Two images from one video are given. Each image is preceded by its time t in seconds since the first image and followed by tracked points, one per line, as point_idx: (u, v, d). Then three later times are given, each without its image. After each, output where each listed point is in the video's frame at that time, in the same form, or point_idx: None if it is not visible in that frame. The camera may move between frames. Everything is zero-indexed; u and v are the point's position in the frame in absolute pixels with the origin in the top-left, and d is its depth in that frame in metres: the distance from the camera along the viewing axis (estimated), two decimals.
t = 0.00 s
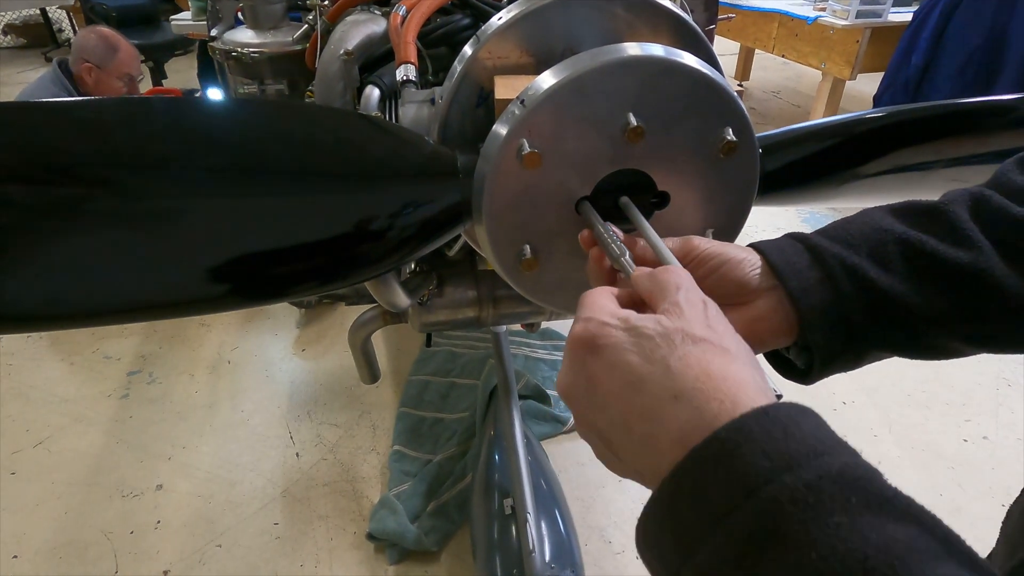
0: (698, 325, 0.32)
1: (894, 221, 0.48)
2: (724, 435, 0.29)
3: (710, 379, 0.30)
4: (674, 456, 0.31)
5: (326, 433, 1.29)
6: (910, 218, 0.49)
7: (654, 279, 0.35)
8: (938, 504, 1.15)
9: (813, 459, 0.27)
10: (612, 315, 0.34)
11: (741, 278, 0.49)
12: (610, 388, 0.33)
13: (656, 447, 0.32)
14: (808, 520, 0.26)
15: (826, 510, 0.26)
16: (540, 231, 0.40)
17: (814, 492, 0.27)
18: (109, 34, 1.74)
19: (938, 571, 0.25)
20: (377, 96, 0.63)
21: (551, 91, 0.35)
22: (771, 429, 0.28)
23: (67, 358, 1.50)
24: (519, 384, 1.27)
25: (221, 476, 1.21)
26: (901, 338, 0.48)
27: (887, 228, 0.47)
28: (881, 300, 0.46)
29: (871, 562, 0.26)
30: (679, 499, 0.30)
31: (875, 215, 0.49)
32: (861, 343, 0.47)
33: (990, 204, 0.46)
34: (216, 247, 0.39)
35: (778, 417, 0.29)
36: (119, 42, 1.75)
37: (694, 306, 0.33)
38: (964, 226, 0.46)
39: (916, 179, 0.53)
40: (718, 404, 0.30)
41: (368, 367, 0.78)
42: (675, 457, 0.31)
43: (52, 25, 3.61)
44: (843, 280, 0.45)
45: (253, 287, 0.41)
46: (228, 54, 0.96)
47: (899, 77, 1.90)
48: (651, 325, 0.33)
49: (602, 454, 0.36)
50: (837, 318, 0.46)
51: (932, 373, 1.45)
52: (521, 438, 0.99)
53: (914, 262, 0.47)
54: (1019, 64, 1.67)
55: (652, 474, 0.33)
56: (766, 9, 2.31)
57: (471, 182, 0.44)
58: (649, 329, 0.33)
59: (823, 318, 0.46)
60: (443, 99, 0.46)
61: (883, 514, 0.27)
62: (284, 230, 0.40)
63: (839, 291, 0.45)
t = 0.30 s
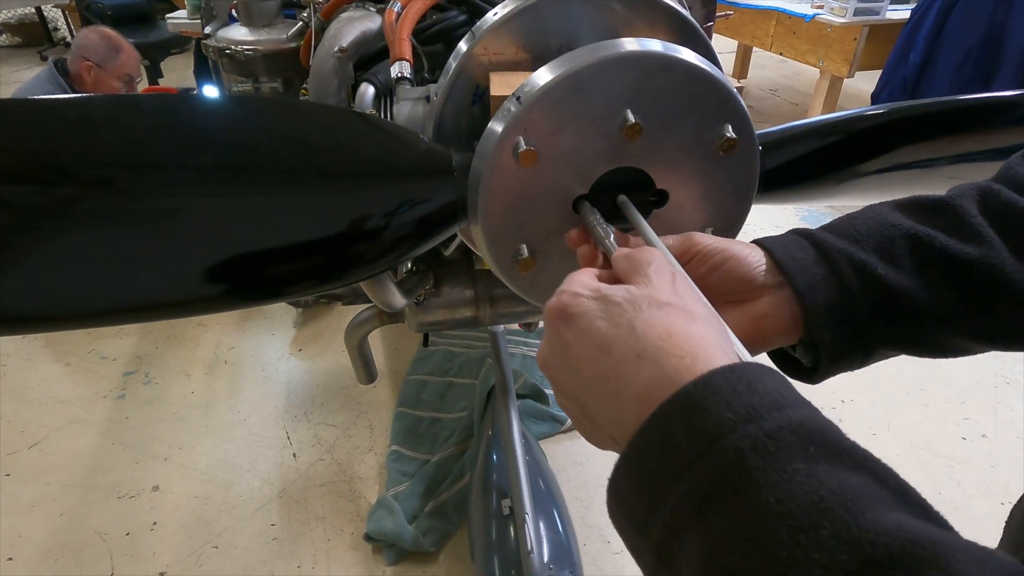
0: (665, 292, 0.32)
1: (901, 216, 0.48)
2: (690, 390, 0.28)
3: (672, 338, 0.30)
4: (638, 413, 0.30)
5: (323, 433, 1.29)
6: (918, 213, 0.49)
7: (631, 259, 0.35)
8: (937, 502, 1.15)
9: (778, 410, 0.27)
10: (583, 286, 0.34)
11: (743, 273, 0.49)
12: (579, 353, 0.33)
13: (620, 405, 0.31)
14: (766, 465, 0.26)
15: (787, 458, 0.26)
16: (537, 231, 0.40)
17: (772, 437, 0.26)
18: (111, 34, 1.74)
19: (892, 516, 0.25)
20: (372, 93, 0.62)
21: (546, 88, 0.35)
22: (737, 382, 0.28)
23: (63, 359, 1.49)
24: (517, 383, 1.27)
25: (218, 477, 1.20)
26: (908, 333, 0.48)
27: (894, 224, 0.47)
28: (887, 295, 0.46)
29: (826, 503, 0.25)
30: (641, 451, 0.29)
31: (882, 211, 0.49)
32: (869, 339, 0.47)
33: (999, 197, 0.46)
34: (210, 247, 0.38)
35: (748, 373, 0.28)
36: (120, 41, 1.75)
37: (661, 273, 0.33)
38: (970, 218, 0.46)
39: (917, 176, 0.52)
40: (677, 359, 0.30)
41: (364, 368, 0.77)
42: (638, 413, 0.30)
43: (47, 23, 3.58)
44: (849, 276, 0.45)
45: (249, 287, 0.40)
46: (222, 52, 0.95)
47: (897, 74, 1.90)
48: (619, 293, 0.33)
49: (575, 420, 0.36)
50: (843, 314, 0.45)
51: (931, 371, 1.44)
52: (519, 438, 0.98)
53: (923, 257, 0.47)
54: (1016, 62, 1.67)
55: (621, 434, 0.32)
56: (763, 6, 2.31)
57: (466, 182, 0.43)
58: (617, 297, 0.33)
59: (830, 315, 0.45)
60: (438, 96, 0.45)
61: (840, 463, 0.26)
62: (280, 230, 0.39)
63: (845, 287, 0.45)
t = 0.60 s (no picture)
0: (649, 280, 0.31)
1: (928, 217, 0.46)
2: (686, 383, 0.26)
3: (655, 326, 0.29)
4: (620, 404, 0.29)
5: (317, 437, 1.27)
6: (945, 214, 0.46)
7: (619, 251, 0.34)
8: (938, 504, 1.14)
9: (775, 407, 0.25)
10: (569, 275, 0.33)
11: (762, 282, 0.49)
12: (560, 342, 0.32)
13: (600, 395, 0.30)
14: (762, 465, 0.24)
15: (786, 457, 0.24)
16: (537, 236, 0.38)
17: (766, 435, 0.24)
18: (101, 32, 1.72)
19: (894, 524, 0.23)
20: (363, 91, 0.60)
21: (545, 84, 0.33)
22: (734, 377, 0.26)
23: (52, 363, 1.47)
24: (514, 386, 1.25)
25: (211, 482, 1.18)
26: (932, 339, 0.46)
27: (920, 226, 0.45)
28: (912, 301, 0.44)
29: (829, 506, 0.23)
30: (629, 446, 0.27)
31: (907, 210, 0.46)
32: (892, 345, 0.46)
33: None
34: (198, 252, 0.36)
35: (748, 370, 0.26)
36: (111, 40, 1.72)
37: (648, 263, 0.32)
38: (1002, 221, 0.44)
39: (931, 176, 0.50)
40: (660, 347, 0.28)
41: (359, 372, 0.76)
42: (621, 404, 0.29)
43: (38, 23, 3.55)
44: (874, 282, 0.43)
45: (242, 292, 0.39)
46: (208, 49, 0.93)
47: (894, 72, 1.89)
48: (604, 282, 0.32)
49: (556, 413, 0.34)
50: (866, 322, 0.44)
51: (930, 371, 1.44)
52: (516, 442, 0.96)
53: (951, 261, 0.45)
54: (1015, 59, 1.66)
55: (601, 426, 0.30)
56: (760, 4, 2.30)
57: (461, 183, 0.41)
58: (601, 285, 0.31)
59: (853, 323, 0.44)
60: (431, 94, 0.44)
61: (844, 468, 0.24)
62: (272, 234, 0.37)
63: (870, 294, 0.43)
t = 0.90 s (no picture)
0: (666, 268, 0.29)
1: (926, 231, 0.44)
2: (716, 370, 0.24)
3: (678, 308, 0.27)
4: (631, 384, 0.26)
5: (308, 444, 1.25)
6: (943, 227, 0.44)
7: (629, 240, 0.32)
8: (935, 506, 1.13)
9: (812, 406, 0.23)
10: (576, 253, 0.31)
11: (751, 298, 0.44)
12: (562, 318, 0.29)
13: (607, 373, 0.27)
14: (802, 465, 0.21)
15: (828, 460, 0.21)
16: (526, 245, 0.36)
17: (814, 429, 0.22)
18: (85, 34, 1.69)
19: (956, 542, 0.20)
20: (344, 92, 0.59)
21: (531, 85, 0.31)
22: (771, 371, 0.24)
23: (37, 370, 1.44)
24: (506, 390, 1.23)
25: (199, 491, 1.16)
26: (931, 360, 0.43)
27: (921, 240, 0.43)
28: (912, 319, 0.41)
29: (881, 516, 0.20)
30: (651, 430, 0.24)
31: (905, 224, 0.44)
32: (893, 368, 0.42)
33: None
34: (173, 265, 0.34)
35: (782, 364, 0.24)
36: (97, 43, 1.70)
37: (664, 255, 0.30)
38: (1008, 232, 0.42)
39: (940, 179, 0.45)
40: (684, 328, 0.26)
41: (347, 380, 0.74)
42: (631, 386, 0.26)
43: (23, 24, 3.51)
44: (874, 298, 0.40)
45: (225, 305, 0.36)
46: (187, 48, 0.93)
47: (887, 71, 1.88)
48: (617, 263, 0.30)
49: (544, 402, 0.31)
50: (867, 342, 0.40)
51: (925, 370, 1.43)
52: (509, 448, 0.94)
53: (952, 277, 0.42)
54: (1007, 58, 1.66)
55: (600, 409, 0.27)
56: (752, 3, 2.29)
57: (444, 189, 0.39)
58: (614, 264, 0.29)
59: (854, 344, 0.40)
60: (412, 95, 0.42)
61: (889, 474, 0.22)
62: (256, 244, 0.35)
63: (871, 312, 0.40)
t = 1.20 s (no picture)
0: (647, 281, 0.29)
1: (924, 237, 0.44)
2: (705, 404, 0.24)
3: (658, 330, 0.26)
4: (611, 416, 0.26)
5: (296, 449, 1.23)
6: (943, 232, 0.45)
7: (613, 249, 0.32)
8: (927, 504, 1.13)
9: (810, 442, 0.23)
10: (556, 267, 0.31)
11: (750, 309, 0.47)
12: (539, 342, 0.29)
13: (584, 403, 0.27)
14: (801, 509, 0.21)
15: (831, 503, 0.21)
16: (509, 252, 0.35)
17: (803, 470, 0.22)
18: (61, 33, 1.66)
19: None
20: (324, 92, 0.58)
21: (511, 83, 0.30)
22: (759, 402, 0.24)
23: (18, 376, 1.42)
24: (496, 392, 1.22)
25: (185, 498, 1.14)
26: (930, 369, 0.44)
27: (919, 247, 0.43)
28: (911, 329, 0.42)
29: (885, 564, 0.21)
30: (638, 469, 0.24)
31: (902, 230, 0.45)
32: (888, 378, 0.44)
33: None
34: (140, 275, 0.32)
35: (773, 391, 0.24)
36: (72, 41, 1.66)
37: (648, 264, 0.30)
38: (1013, 241, 0.42)
39: (937, 179, 0.45)
40: (664, 353, 0.26)
41: (333, 386, 0.72)
42: (612, 416, 0.26)
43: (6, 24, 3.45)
44: (871, 310, 0.41)
45: (199, 317, 0.34)
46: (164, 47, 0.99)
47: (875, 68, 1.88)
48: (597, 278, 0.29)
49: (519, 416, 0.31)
50: (863, 353, 0.42)
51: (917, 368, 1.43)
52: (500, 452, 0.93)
53: (953, 286, 0.43)
54: (995, 54, 1.66)
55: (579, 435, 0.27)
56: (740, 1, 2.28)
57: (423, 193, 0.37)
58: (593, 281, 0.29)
59: (848, 355, 0.42)
60: (389, 94, 0.41)
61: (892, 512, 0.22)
62: (234, 250, 0.33)
63: (867, 324, 0.41)
